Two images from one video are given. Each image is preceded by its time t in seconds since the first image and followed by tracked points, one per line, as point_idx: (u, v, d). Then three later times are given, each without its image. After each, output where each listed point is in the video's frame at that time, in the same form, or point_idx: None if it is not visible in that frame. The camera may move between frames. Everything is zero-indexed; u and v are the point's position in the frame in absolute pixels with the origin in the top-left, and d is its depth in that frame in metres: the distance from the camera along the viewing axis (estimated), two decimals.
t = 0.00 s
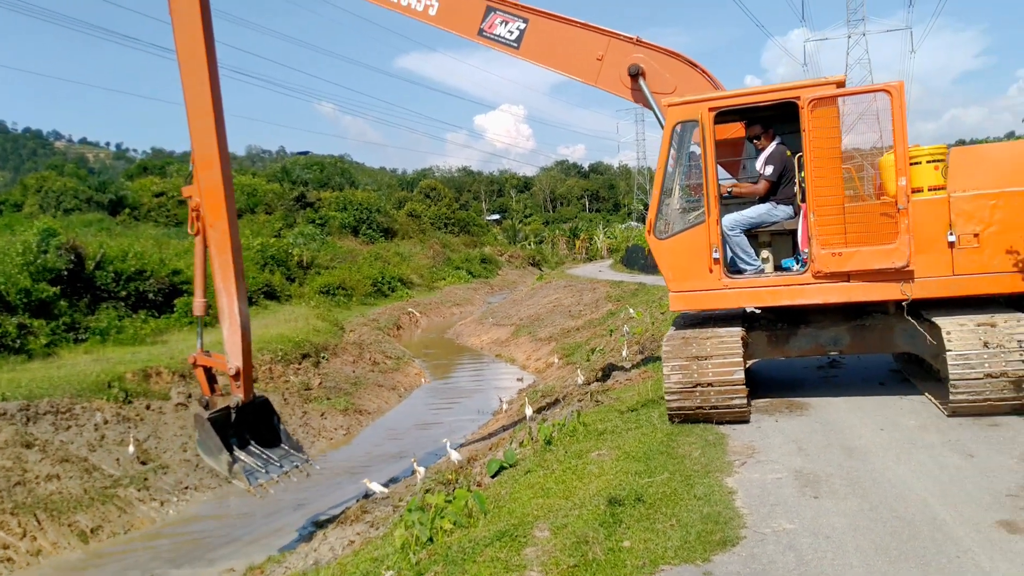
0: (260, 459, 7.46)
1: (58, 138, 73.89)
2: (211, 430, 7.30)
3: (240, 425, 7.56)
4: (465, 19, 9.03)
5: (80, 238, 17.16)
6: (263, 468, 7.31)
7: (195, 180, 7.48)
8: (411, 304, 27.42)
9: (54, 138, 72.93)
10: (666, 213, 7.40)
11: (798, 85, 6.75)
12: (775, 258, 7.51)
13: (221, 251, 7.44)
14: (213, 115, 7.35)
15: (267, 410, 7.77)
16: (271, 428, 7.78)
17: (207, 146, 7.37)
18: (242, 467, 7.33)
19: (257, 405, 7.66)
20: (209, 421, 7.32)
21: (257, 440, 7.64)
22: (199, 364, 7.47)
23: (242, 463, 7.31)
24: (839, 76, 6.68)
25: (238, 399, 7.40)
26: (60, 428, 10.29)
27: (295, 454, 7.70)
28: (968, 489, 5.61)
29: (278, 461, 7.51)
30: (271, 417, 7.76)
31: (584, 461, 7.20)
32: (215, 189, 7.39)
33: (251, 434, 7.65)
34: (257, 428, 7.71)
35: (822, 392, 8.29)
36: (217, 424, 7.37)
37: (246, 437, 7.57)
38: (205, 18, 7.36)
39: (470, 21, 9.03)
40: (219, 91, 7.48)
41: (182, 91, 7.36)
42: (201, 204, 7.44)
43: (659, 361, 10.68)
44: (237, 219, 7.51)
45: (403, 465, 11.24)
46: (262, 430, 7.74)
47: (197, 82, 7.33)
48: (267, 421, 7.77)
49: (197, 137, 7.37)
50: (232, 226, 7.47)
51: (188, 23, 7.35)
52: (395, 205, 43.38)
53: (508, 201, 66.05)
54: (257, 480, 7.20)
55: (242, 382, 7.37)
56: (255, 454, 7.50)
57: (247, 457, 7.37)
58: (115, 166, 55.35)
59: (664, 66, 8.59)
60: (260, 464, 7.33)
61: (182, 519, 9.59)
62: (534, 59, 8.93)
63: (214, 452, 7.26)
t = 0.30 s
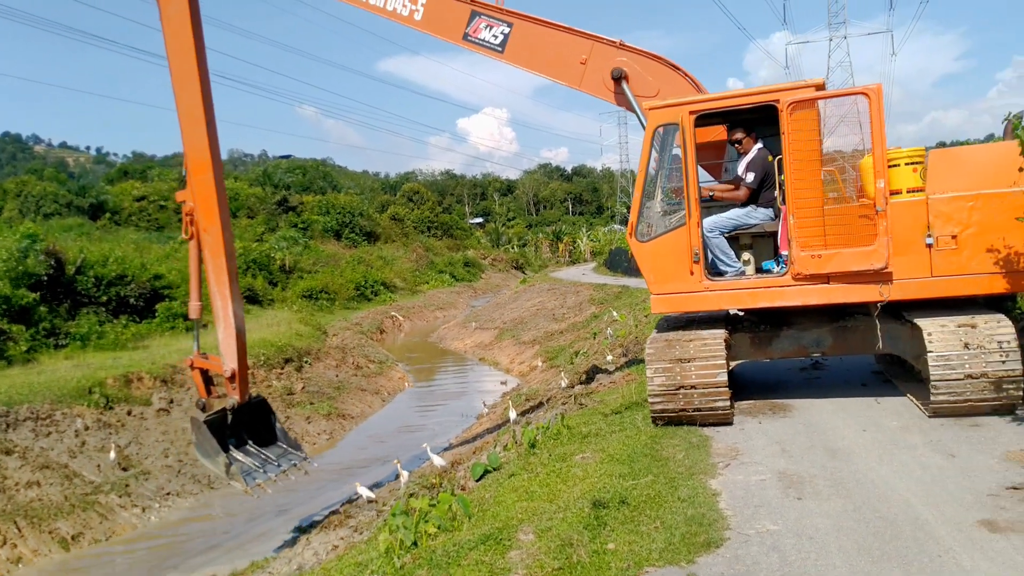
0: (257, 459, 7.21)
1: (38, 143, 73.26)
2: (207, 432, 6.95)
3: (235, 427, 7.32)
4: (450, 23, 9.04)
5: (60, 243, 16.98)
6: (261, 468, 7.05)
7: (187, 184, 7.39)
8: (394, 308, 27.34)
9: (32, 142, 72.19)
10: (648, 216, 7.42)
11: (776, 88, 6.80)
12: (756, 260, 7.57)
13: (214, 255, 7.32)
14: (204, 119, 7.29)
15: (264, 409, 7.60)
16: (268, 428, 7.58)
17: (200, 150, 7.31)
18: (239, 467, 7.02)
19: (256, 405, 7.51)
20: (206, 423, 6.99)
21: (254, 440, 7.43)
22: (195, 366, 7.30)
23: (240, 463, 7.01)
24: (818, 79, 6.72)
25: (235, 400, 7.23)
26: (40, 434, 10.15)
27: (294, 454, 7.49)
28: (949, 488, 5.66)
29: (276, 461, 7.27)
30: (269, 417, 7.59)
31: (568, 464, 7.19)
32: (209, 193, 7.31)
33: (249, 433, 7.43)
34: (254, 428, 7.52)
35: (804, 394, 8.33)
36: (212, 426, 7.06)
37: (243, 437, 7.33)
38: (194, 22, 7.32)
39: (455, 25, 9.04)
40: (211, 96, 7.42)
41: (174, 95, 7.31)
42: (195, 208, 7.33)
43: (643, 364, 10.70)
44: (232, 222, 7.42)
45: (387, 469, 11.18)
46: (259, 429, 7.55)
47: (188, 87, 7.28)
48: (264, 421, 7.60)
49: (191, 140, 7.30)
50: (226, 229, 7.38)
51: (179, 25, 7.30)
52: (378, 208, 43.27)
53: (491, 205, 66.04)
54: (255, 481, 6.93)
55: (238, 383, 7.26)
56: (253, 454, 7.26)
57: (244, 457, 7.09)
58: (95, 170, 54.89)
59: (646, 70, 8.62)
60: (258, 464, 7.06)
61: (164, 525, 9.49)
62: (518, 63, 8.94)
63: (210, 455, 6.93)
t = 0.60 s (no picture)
0: (242, 464, 7.19)
1: (23, 146, 72.71)
2: (191, 436, 7.03)
3: (221, 431, 7.34)
4: (436, 24, 9.07)
5: (46, 246, 16.87)
6: (245, 473, 7.05)
7: (174, 187, 7.37)
8: (383, 310, 27.30)
9: (17, 145, 71.65)
10: (634, 218, 7.49)
11: (762, 88, 6.86)
12: (744, 262, 7.62)
13: (199, 258, 7.30)
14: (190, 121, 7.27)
15: (250, 414, 7.55)
16: (254, 433, 7.54)
17: (184, 154, 7.29)
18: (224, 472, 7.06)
19: (240, 409, 7.47)
20: (189, 428, 7.06)
21: (239, 444, 7.39)
22: (180, 370, 7.38)
23: (225, 468, 7.05)
24: (805, 79, 6.80)
25: (220, 404, 7.24)
26: (27, 439, 10.09)
27: (279, 458, 7.44)
28: (936, 488, 5.72)
29: (261, 465, 7.24)
30: (255, 421, 7.52)
31: (557, 466, 7.22)
32: (193, 196, 7.29)
33: (235, 438, 7.42)
34: (240, 432, 7.48)
35: (792, 395, 8.40)
36: (197, 430, 7.12)
37: (229, 442, 7.33)
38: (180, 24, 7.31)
39: (440, 26, 9.07)
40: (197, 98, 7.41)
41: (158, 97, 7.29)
42: (180, 211, 7.34)
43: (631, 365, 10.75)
44: (218, 226, 7.40)
45: (376, 472, 11.16)
46: (244, 434, 7.51)
47: (173, 87, 7.27)
48: (250, 424, 7.54)
49: (175, 144, 7.29)
50: (211, 232, 7.37)
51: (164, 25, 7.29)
52: (366, 211, 43.21)
53: (478, 207, 66.03)
54: (239, 485, 6.91)
55: (222, 388, 7.24)
56: (238, 459, 7.24)
57: (229, 462, 7.11)
58: (81, 173, 54.54)
59: (633, 70, 8.66)
60: (242, 468, 7.06)
61: (153, 529, 9.44)
62: (503, 63, 8.97)
63: (195, 459, 7.01)
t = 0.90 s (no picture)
0: (214, 475, 7.05)
1: (12, 147, 72.35)
2: (162, 445, 6.83)
3: (192, 440, 7.15)
4: (419, 20, 9.03)
5: (35, 248, 16.81)
6: (217, 485, 6.94)
7: (145, 188, 7.28)
8: (374, 311, 27.24)
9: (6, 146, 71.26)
10: (623, 218, 7.48)
11: (754, 86, 6.86)
12: (735, 262, 7.58)
13: (171, 261, 7.22)
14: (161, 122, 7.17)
15: (223, 423, 7.35)
16: (226, 443, 7.37)
17: (155, 155, 7.19)
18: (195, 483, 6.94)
19: (211, 418, 7.24)
20: (160, 436, 6.86)
21: (211, 454, 7.22)
22: (150, 376, 7.21)
23: (196, 479, 6.92)
24: (798, 76, 6.79)
25: (191, 412, 7.06)
26: (15, 441, 10.03)
27: (251, 468, 7.35)
28: (925, 488, 5.73)
29: (233, 476, 7.14)
30: (227, 431, 7.33)
31: (548, 467, 7.20)
32: (165, 197, 7.20)
33: (206, 448, 7.23)
34: (210, 442, 7.27)
35: (782, 395, 8.41)
36: (168, 439, 6.91)
37: (200, 452, 7.15)
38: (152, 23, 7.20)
39: (424, 21, 9.02)
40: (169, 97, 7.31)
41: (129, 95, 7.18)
42: (151, 212, 7.25)
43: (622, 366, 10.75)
44: (190, 227, 7.32)
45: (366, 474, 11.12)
46: (215, 442, 7.31)
47: (145, 85, 7.15)
48: (223, 434, 7.34)
49: (145, 146, 7.19)
50: (183, 235, 7.28)
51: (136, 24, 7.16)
52: (357, 212, 43.13)
53: (471, 208, 66.01)
54: (211, 496, 6.81)
55: (194, 395, 7.09)
56: (210, 469, 7.08)
57: (200, 472, 6.98)
58: (71, 175, 54.37)
59: (620, 67, 8.64)
60: (214, 479, 6.96)
61: (142, 531, 9.38)
62: (488, 60, 8.93)
63: (165, 468, 6.83)
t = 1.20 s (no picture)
0: (190, 484, 6.73)
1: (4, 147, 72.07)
2: (133, 453, 6.56)
3: (167, 450, 6.85)
4: (407, 16, 9.05)
5: (28, 249, 16.79)
6: (191, 494, 6.62)
7: (121, 186, 6.95)
8: (368, 311, 27.23)
9: None
10: (615, 218, 7.52)
11: (749, 82, 6.88)
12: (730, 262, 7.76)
13: (147, 262, 6.87)
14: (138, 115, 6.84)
15: (200, 431, 7.03)
16: (203, 453, 7.03)
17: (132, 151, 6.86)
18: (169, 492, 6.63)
19: (189, 425, 6.94)
20: (132, 443, 6.59)
21: (186, 464, 6.90)
22: (124, 383, 6.97)
23: (170, 489, 6.61)
24: (793, 72, 6.82)
25: (166, 419, 6.76)
26: (9, 443, 10.02)
27: (229, 479, 6.93)
28: (917, 486, 5.76)
29: (209, 486, 6.77)
30: (204, 440, 7.01)
31: (542, 467, 7.22)
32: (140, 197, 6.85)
33: (181, 457, 6.92)
34: (186, 451, 6.97)
35: (775, 395, 8.44)
36: (140, 446, 6.65)
37: (175, 461, 6.84)
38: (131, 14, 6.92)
39: (411, 18, 9.05)
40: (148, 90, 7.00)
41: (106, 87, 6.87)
42: (127, 212, 6.92)
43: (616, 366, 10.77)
44: (167, 229, 6.97)
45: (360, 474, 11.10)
46: (191, 453, 7.00)
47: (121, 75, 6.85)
48: (199, 443, 7.02)
49: (121, 142, 6.86)
50: (160, 236, 6.93)
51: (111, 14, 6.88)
52: (351, 212, 43.11)
53: (465, 208, 66.00)
54: (185, 506, 6.51)
55: (170, 402, 6.77)
56: (185, 479, 6.77)
57: (175, 482, 6.66)
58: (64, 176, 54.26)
59: (611, 64, 8.61)
60: (189, 489, 6.63)
61: (136, 532, 9.37)
62: (475, 57, 8.92)
63: (137, 477, 6.55)
